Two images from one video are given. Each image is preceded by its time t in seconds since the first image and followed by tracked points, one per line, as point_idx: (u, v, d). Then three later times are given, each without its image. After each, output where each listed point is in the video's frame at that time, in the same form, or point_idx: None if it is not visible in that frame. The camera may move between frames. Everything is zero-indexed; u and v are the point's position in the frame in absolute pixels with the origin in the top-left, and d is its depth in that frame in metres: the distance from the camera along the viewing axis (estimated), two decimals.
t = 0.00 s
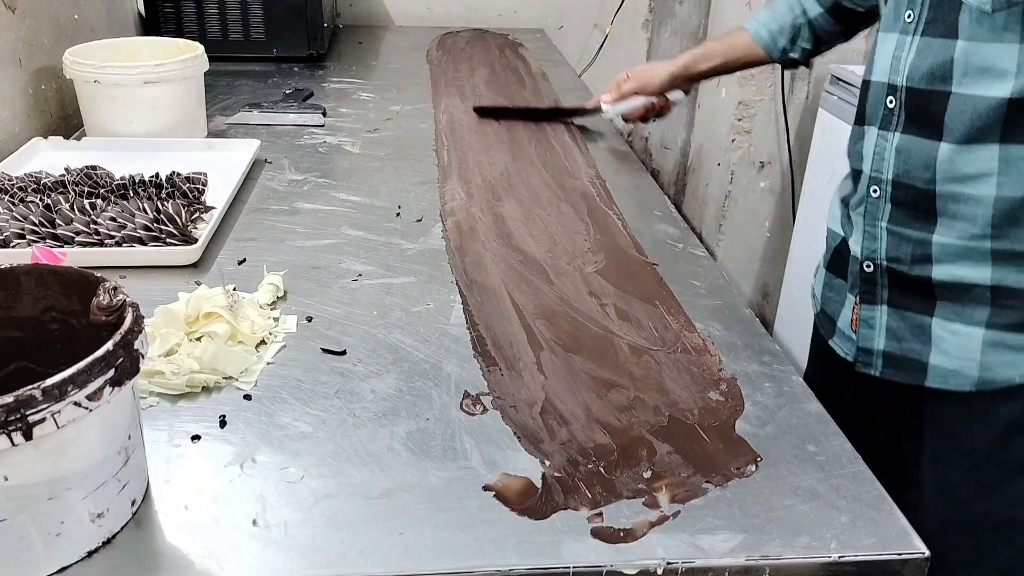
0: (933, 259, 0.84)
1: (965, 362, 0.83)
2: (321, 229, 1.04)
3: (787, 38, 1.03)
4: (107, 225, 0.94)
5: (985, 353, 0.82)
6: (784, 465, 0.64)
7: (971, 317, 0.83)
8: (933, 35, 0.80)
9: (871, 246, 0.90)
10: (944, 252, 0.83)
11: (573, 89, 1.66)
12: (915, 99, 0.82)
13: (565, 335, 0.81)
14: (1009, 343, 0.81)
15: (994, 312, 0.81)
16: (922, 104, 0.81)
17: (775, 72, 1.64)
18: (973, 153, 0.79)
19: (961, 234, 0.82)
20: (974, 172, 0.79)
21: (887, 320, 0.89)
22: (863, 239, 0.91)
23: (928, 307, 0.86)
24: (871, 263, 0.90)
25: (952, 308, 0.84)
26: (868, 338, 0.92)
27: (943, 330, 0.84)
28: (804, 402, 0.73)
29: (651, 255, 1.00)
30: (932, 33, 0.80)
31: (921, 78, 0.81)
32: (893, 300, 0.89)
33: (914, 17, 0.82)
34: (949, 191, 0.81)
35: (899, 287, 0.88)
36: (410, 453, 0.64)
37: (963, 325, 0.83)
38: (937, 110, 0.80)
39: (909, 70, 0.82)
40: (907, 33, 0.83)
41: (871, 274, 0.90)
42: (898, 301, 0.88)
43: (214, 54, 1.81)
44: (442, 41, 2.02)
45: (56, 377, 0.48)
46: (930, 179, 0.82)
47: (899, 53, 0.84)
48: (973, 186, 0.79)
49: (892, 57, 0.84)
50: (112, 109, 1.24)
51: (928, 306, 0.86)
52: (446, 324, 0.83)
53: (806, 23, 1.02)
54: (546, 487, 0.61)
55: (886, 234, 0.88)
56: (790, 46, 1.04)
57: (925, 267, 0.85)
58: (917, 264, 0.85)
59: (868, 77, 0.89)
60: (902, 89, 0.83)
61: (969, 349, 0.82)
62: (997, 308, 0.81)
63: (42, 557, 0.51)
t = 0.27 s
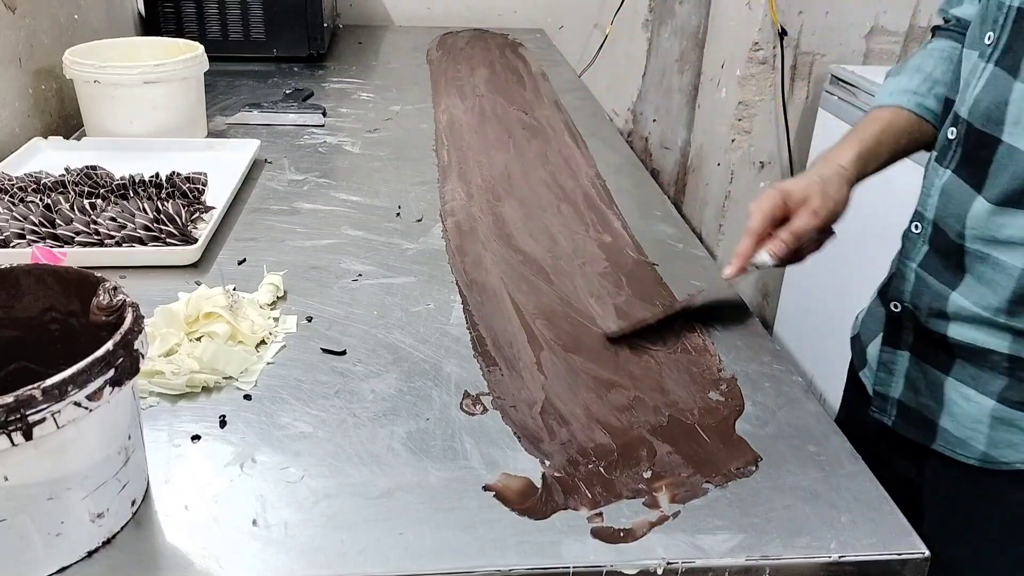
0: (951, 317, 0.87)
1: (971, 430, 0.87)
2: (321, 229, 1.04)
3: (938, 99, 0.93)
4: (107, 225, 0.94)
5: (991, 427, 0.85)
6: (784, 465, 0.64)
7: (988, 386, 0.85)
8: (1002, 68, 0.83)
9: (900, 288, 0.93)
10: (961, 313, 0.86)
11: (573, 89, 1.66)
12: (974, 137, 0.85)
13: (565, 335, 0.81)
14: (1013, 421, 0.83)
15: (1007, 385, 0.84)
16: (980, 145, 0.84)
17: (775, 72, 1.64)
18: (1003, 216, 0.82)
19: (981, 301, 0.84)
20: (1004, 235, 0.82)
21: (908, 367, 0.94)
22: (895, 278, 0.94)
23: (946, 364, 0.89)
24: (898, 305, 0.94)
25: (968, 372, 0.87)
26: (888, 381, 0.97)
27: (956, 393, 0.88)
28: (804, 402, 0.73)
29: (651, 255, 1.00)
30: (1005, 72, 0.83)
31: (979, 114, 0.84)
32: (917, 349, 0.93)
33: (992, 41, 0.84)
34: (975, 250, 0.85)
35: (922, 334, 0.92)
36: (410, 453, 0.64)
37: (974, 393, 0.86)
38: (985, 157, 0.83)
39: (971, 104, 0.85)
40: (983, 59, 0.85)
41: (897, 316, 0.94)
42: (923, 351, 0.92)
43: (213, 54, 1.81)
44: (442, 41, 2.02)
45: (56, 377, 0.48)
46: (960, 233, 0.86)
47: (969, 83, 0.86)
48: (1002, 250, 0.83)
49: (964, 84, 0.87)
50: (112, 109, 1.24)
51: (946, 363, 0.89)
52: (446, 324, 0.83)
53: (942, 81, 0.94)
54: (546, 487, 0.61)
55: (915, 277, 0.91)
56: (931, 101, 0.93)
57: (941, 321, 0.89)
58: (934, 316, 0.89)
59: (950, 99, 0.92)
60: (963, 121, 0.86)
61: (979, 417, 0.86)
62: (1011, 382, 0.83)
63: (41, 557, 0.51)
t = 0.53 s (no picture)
0: (944, 309, 0.84)
1: (978, 428, 0.84)
2: (321, 229, 1.04)
3: None
4: (107, 225, 0.94)
5: (1000, 419, 0.82)
6: (784, 465, 0.64)
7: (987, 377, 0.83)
8: (935, 51, 0.81)
9: (877, 294, 0.89)
10: (955, 302, 0.83)
11: (573, 89, 1.66)
12: (919, 126, 0.83)
13: (564, 335, 0.81)
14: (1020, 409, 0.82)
15: (1013, 372, 0.82)
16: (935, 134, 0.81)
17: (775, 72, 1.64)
18: (981, 185, 0.79)
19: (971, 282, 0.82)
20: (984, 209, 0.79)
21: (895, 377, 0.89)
22: (869, 285, 0.90)
23: (940, 365, 0.86)
24: (878, 313, 0.89)
25: (968, 367, 0.84)
26: (877, 396, 0.91)
27: (957, 395, 0.85)
28: (804, 402, 0.73)
29: (651, 255, 1.00)
30: (937, 49, 0.81)
31: (924, 97, 0.82)
32: (903, 357, 0.88)
33: (914, 34, 0.83)
34: (954, 233, 0.81)
35: (909, 340, 0.88)
36: (410, 453, 0.64)
37: (979, 388, 0.83)
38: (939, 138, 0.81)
39: (912, 93, 0.83)
40: (909, 51, 0.84)
41: (877, 325, 0.89)
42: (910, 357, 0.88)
43: (213, 54, 1.82)
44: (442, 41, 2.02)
45: (56, 377, 0.48)
46: (934, 216, 0.82)
47: (903, 76, 0.85)
48: (982, 224, 0.80)
49: (897, 80, 0.85)
50: (112, 109, 1.24)
51: (941, 364, 0.86)
52: (446, 324, 0.83)
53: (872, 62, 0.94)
54: (546, 487, 0.61)
55: (893, 280, 0.87)
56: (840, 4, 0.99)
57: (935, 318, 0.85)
58: (924, 316, 0.85)
59: (878, 102, 0.89)
60: (906, 115, 0.84)
61: (985, 413, 0.83)
62: (1015, 367, 0.82)
63: (42, 557, 0.51)
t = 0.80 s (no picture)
0: (891, 319, 0.92)
1: (898, 438, 0.92)
2: (321, 229, 1.04)
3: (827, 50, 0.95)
4: (107, 225, 0.94)
5: (914, 436, 0.90)
6: (784, 465, 0.64)
7: (913, 395, 0.90)
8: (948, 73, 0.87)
9: (856, 288, 0.99)
10: (899, 314, 0.90)
11: (573, 89, 1.66)
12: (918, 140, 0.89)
13: (565, 335, 0.81)
14: (934, 434, 0.88)
15: (931, 398, 0.88)
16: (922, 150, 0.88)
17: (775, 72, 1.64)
18: (939, 215, 0.85)
19: (913, 301, 0.88)
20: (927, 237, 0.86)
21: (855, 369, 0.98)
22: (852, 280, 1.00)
23: (886, 372, 0.94)
24: (855, 306, 0.99)
25: (903, 380, 0.92)
26: (840, 381, 1.01)
27: (890, 400, 0.93)
28: (804, 402, 0.73)
29: (651, 255, 1.00)
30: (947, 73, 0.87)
31: (920, 117, 0.89)
32: (866, 353, 0.98)
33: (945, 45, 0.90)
34: (912, 250, 0.89)
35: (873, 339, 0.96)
36: (410, 453, 0.64)
37: (904, 401, 0.91)
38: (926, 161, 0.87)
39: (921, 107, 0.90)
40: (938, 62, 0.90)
41: (853, 316, 0.99)
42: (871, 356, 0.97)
43: (213, 54, 1.81)
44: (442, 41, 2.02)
45: (56, 377, 0.48)
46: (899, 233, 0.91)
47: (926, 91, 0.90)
48: (934, 250, 0.86)
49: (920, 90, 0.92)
50: (112, 109, 1.24)
51: (886, 370, 0.94)
52: (446, 324, 0.83)
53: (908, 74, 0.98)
54: (546, 487, 0.61)
55: (866, 277, 0.97)
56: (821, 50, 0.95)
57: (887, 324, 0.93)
58: (879, 320, 0.94)
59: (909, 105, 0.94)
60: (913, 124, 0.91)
61: (902, 426, 0.91)
62: (935, 395, 0.88)
63: (42, 557, 0.51)
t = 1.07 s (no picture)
0: (959, 335, 0.78)
1: (994, 455, 0.78)
2: (321, 229, 1.04)
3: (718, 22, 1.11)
4: (107, 225, 0.94)
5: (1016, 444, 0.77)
6: (784, 465, 0.64)
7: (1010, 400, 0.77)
8: (921, 89, 0.78)
9: (896, 331, 0.84)
10: (969, 327, 0.77)
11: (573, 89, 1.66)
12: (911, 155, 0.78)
13: (564, 335, 0.81)
14: None
15: None
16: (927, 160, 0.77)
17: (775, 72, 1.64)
18: (983, 208, 0.74)
19: (981, 306, 0.76)
20: (989, 228, 0.74)
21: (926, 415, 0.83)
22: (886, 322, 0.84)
23: (960, 395, 0.80)
24: (901, 349, 0.84)
25: (988, 392, 0.78)
26: (910, 435, 0.85)
27: (979, 422, 0.79)
28: (804, 402, 0.73)
29: (651, 255, 1.00)
30: (919, 89, 0.78)
31: (912, 134, 0.78)
32: (931, 393, 0.82)
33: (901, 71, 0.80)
34: (960, 255, 0.76)
35: (934, 375, 0.82)
36: (410, 453, 0.64)
37: (998, 414, 0.78)
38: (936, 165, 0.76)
39: (904, 130, 0.79)
40: (897, 91, 0.81)
41: (900, 362, 0.84)
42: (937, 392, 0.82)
43: (213, 54, 1.82)
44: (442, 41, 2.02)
45: (56, 377, 0.48)
46: (937, 242, 0.77)
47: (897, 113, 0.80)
48: (988, 245, 0.75)
49: (889, 120, 0.81)
50: (112, 109, 1.24)
51: (962, 395, 0.80)
52: (446, 324, 0.83)
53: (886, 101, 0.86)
54: (546, 487, 0.61)
55: (908, 314, 0.82)
56: None
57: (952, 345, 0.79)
58: (935, 343, 0.80)
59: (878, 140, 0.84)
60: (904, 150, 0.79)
61: (1000, 440, 0.78)
62: None
63: (41, 557, 0.51)
